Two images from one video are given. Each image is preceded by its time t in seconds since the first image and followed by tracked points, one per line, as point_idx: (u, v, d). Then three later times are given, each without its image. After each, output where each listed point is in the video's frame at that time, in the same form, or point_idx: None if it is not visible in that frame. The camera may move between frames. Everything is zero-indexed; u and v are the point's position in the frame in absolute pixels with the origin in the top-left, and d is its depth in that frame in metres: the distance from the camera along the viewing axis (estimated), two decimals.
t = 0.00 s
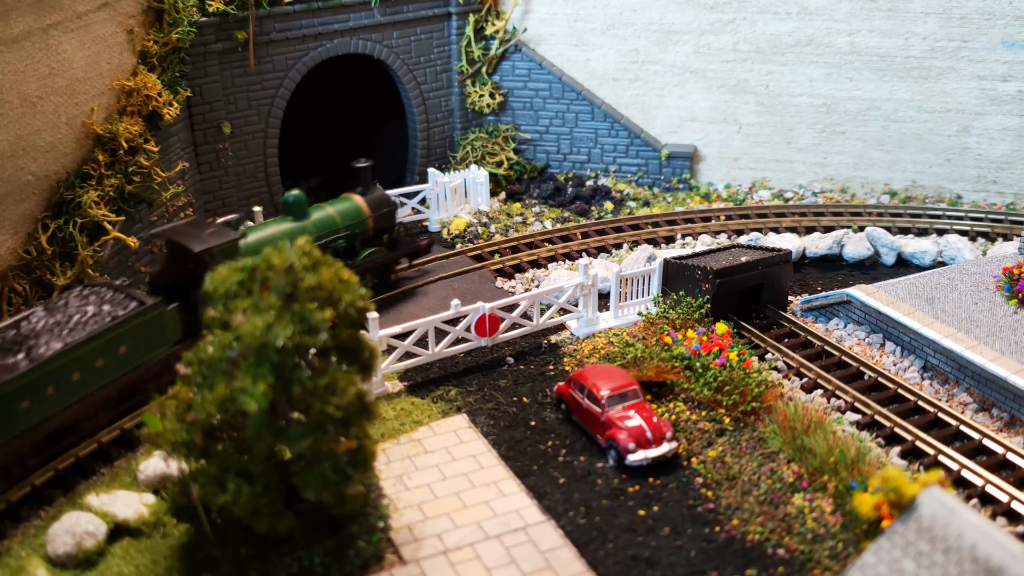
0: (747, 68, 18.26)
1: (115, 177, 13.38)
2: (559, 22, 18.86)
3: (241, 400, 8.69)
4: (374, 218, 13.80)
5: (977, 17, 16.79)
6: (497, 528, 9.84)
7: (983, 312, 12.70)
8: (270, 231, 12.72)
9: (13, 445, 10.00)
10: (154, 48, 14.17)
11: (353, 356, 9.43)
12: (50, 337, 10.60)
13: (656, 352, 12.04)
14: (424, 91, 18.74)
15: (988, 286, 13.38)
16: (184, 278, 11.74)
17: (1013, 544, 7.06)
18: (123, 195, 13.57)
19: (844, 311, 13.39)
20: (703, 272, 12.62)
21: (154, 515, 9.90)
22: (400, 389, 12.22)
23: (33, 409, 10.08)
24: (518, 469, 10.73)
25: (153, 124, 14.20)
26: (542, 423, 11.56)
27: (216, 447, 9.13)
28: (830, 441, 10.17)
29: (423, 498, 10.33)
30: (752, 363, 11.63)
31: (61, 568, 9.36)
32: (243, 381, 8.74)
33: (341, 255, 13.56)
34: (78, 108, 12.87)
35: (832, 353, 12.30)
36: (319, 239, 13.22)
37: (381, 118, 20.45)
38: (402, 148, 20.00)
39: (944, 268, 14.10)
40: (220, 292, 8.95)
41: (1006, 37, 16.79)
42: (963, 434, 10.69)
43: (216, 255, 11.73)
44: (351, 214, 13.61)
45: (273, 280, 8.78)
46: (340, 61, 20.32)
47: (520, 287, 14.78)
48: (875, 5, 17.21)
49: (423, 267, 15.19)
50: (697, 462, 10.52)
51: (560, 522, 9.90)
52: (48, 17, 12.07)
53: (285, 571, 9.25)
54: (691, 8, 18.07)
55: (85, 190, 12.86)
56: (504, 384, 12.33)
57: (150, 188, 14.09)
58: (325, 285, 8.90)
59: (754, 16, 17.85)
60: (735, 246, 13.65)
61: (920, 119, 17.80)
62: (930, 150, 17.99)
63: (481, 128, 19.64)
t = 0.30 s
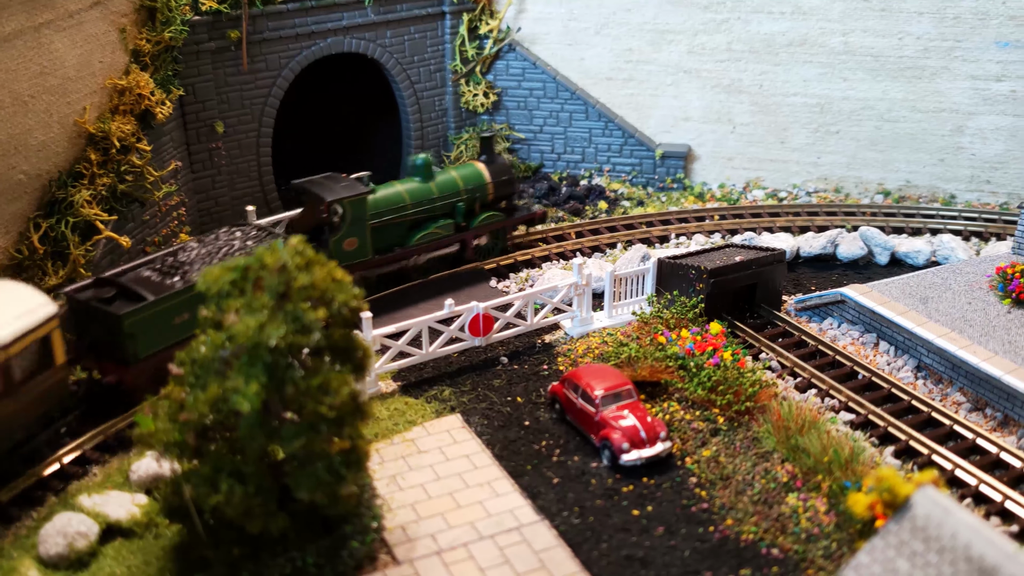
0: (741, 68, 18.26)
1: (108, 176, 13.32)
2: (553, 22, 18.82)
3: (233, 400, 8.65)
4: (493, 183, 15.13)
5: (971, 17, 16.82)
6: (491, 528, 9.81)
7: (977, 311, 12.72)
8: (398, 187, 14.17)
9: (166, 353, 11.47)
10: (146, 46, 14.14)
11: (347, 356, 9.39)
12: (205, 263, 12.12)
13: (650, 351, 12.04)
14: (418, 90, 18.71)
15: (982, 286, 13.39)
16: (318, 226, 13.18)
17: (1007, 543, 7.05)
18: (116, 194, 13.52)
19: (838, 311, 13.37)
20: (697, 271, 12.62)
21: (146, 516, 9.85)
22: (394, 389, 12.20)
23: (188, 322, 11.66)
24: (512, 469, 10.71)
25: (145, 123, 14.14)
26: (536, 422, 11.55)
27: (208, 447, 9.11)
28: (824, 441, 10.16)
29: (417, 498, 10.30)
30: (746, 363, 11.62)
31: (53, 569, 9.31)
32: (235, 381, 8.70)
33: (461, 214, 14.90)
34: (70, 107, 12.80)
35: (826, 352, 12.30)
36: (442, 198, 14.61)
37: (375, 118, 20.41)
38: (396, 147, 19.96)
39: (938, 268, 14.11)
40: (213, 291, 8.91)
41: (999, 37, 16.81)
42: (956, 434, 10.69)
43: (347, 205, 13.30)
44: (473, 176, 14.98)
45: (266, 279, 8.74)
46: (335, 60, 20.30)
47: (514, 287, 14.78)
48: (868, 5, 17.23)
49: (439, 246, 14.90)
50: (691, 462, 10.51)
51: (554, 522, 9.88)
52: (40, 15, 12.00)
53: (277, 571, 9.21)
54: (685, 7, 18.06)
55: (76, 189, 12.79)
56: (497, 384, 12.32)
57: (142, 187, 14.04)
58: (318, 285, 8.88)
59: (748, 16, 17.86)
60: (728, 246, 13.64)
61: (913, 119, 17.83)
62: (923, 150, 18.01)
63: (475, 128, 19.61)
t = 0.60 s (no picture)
0: (731, 73, 18.28)
1: (95, 180, 13.25)
2: (543, 26, 18.80)
3: (221, 405, 8.58)
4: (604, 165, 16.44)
5: (960, 22, 16.89)
6: (480, 533, 9.77)
7: (965, 314, 12.76)
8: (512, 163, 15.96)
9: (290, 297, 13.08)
10: (134, 50, 14.03)
11: (335, 361, 9.34)
12: (328, 220, 13.75)
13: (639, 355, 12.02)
14: (408, 93, 18.68)
15: (971, 290, 13.41)
16: (435, 194, 14.91)
17: (996, 548, 7.04)
18: (103, 198, 13.46)
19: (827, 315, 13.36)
20: (686, 276, 12.62)
21: (133, 522, 9.75)
22: (383, 393, 12.16)
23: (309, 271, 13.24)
24: (502, 474, 10.66)
25: (133, 128, 14.06)
26: (525, 427, 11.52)
27: (196, 453, 9.05)
28: (813, 445, 10.14)
29: (406, 503, 10.25)
30: (735, 367, 11.59)
31: None
32: (223, 386, 8.64)
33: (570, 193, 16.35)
34: (57, 111, 12.73)
35: (816, 357, 12.29)
36: (552, 177, 16.14)
37: (365, 121, 20.36)
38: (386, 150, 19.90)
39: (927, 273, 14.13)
40: (201, 296, 8.84)
41: (987, 42, 16.88)
42: (945, 438, 10.69)
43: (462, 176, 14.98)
44: (584, 159, 16.40)
45: (254, 284, 8.70)
46: (324, 64, 20.30)
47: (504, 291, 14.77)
48: (858, 10, 17.28)
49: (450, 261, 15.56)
50: (681, 466, 10.48)
51: (544, 528, 9.84)
52: (27, 18, 11.93)
53: None
54: (675, 12, 18.09)
55: (63, 193, 12.72)
56: (487, 389, 12.28)
57: (129, 191, 13.96)
58: (306, 290, 8.83)
59: (737, 20, 17.90)
60: (717, 250, 13.64)
61: (902, 124, 17.89)
62: (912, 155, 18.06)
63: (465, 132, 19.58)
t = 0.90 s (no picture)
0: (714, 80, 18.36)
1: (76, 187, 13.17)
2: (527, 33, 18.80)
3: (203, 414, 8.52)
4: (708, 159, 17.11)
5: (939, 30, 17.04)
6: (464, 541, 9.73)
7: (946, 319, 12.85)
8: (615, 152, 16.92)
9: (393, 260, 14.47)
10: (116, 56, 13.97)
11: (317, 369, 9.29)
12: (434, 193, 15.18)
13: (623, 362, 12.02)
14: (391, 100, 18.67)
15: (952, 296, 13.48)
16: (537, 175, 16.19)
17: (977, 555, 7.07)
18: (84, 206, 13.39)
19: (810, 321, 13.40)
20: (669, 282, 12.63)
21: (114, 532, 9.67)
22: (366, 401, 12.10)
23: (412, 238, 14.61)
24: (485, 482, 10.62)
25: (115, 134, 13.99)
26: (509, 434, 11.50)
27: (177, 462, 8.97)
28: (796, 452, 10.14)
29: (389, 512, 10.20)
30: (719, 374, 11.60)
31: None
32: (204, 395, 8.57)
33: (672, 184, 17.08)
34: (36, 118, 12.63)
35: (799, 362, 12.32)
36: (655, 167, 16.93)
37: (349, 127, 20.30)
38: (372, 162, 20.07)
39: (908, 279, 14.22)
40: (182, 304, 8.78)
41: (967, 49, 17.03)
42: (927, 443, 10.73)
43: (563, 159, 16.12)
44: (688, 151, 17.11)
45: (235, 292, 8.64)
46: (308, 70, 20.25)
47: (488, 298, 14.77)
48: (839, 18, 17.40)
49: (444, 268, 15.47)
50: (665, 473, 10.48)
51: (528, 535, 9.82)
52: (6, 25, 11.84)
53: None
54: (659, 19, 18.14)
55: (43, 201, 12.63)
56: (471, 396, 12.24)
57: (110, 198, 13.88)
58: (288, 298, 8.78)
59: (720, 28, 18.00)
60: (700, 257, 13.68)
61: (883, 131, 18.01)
62: (893, 161, 18.19)
63: (448, 139, 19.55)
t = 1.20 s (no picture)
0: (692, 89, 18.39)
1: (49, 198, 13.01)
2: (505, 42, 18.72)
3: (175, 429, 8.36)
4: (809, 165, 17.13)
5: (916, 40, 17.14)
6: (442, 556, 9.61)
7: (923, 328, 12.88)
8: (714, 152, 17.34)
9: (484, 241, 15.61)
10: (90, 66, 13.89)
11: (293, 382, 9.16)
12: (529, 180, 16.26)
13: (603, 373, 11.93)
14: (369, 110, 18.59)
15: (929, 305, 13.51)
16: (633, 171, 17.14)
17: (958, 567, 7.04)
18: (57, 217, 13.22)
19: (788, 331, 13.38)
20: (649, 292, 12.56)
21: (85, 549, 9.48)
22: (344, 414, 11.99)
23: (502, 223, 15.67)
24: (464, 496, 10.50)
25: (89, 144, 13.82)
26: (488, 446, 11.40)
27: (150, 477, 8.78)
28: (776, 462, 10.07)
29: (366, 526, 10.06)
30: (698, 384, 11.52)
31: None
32: (177, 410, 8.41)
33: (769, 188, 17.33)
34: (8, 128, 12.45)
35: (778, 372, 12.29)
36: (752, 170, 17.22)
37: (327, 135, 20.16)
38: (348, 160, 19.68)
39: (886, 288, 14.24)
40: (154, 316, 8.62)
41: (943, 60, 17.14)
42: (906, 453, 10.71)
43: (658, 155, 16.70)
44: (789, 156, 17.25)
45: (209, 305, 8.50)
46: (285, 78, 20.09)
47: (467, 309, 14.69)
48: (816, 28, 17.47)
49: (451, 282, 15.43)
50: (644, 485, 10.40)
51: (507, 549, 9.72)
52: None
53: None
54: (637, 29, 18.15)
55: (15, 212, 12.45)
56: (450, 408, 12.13)
57: (84, 209, 13.70)
58: (262, 310, 8.64)
59: (698, 38, 18.02)
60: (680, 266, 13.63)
61: (860, 140, 18.08)
62: (871, 171, 18.26)
63: (427, 147, 19.56)
